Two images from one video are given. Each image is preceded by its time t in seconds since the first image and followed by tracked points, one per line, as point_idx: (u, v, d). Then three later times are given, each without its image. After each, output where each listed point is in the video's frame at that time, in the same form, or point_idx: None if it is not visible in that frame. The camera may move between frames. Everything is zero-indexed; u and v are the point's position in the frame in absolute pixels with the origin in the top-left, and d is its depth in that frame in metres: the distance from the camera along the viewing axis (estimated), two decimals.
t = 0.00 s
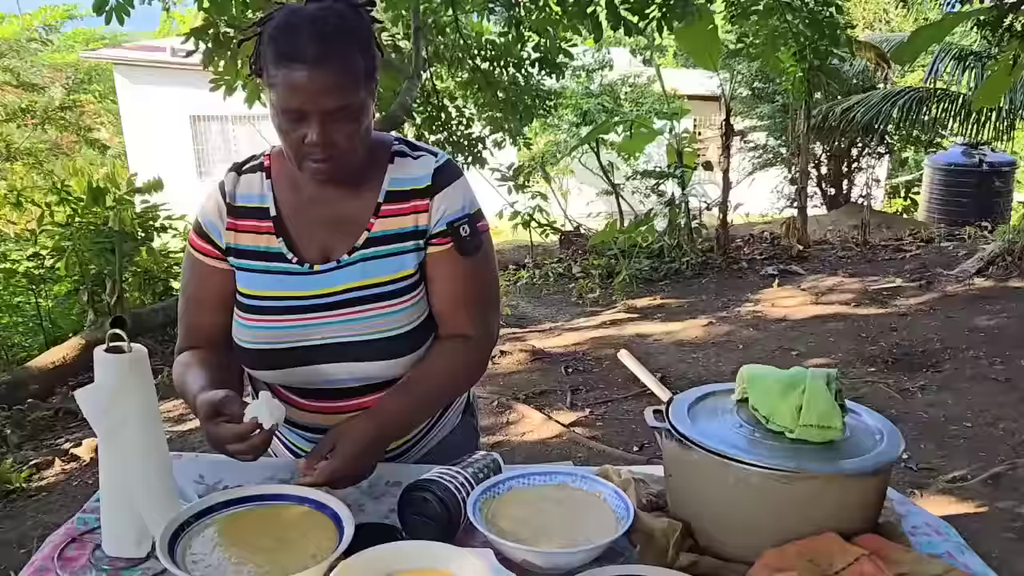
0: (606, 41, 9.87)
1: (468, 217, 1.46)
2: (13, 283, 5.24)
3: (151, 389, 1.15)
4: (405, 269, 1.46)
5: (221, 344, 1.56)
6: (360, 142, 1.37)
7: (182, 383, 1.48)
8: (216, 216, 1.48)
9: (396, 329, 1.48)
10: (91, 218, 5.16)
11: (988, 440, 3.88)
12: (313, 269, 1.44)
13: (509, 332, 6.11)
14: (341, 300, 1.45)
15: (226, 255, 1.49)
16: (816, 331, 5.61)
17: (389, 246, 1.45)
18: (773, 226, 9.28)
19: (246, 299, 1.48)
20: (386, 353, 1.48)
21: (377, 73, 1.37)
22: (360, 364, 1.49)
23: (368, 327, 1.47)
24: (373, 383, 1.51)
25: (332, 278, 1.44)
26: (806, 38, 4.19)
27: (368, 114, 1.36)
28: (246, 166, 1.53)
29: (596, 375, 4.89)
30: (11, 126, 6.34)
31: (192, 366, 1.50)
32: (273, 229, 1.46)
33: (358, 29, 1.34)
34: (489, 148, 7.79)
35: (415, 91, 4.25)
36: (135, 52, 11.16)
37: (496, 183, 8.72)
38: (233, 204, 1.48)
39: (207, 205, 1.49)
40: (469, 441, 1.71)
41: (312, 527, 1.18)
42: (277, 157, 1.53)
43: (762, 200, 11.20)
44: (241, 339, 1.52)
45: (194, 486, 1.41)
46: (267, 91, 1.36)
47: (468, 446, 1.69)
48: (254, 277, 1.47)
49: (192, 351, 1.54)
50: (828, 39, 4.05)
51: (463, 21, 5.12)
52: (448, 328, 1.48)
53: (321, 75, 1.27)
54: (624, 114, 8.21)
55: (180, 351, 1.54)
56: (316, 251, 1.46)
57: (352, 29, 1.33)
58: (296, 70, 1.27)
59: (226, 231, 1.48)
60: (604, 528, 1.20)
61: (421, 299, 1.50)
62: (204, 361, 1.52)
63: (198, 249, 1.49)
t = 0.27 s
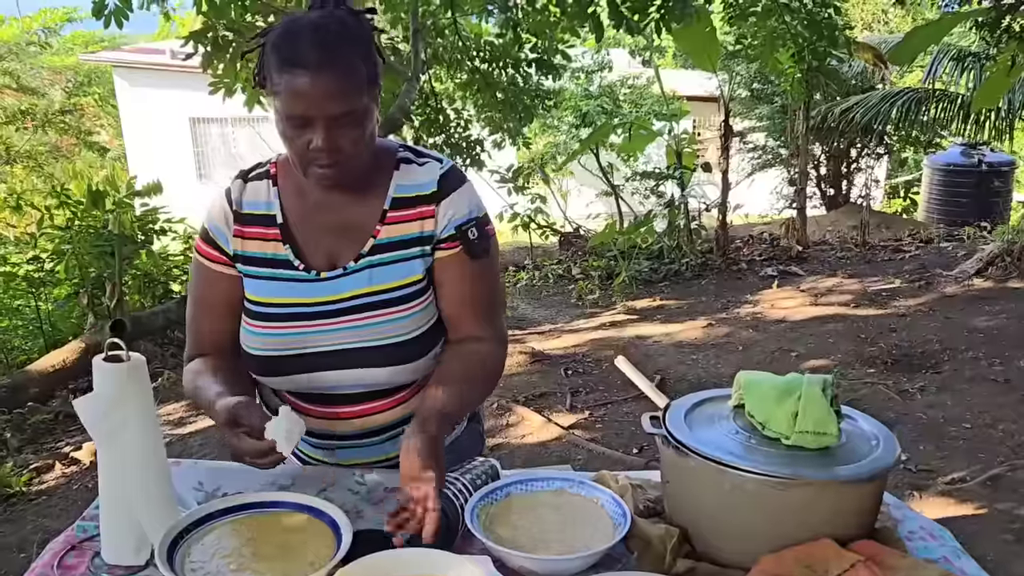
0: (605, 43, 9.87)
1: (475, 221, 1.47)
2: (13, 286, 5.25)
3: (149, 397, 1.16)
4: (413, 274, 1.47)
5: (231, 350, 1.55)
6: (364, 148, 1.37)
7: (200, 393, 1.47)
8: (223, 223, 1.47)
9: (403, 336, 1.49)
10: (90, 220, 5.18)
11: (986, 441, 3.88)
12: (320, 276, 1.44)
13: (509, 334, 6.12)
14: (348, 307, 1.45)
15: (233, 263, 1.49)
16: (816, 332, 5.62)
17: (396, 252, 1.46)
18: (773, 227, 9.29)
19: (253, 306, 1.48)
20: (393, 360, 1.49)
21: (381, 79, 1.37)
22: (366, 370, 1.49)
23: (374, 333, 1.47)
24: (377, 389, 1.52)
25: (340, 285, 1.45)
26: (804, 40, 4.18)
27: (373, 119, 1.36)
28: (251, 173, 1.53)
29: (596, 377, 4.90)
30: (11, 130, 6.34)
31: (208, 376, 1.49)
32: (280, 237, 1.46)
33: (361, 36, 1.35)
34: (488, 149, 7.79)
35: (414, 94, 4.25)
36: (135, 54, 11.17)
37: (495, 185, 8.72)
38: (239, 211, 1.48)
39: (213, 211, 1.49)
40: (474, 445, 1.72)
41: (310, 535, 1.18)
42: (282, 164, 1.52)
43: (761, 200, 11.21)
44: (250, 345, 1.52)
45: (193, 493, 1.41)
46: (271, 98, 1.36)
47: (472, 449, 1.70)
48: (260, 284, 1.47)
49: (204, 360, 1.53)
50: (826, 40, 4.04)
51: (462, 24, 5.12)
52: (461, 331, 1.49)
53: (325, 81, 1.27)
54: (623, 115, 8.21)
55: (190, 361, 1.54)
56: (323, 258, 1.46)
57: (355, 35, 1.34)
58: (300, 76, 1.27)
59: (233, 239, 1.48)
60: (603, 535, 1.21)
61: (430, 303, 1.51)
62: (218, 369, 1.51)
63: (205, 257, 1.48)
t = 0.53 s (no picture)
0: (604, 43, 9.87)
1: (481, 219, 1.47)
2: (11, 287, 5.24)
3: (144, 394, 1.15)
4: (420, 274, 1.47)
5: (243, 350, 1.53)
6: (373, 143, 1.37)
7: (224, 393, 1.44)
8: (234, 219, 1.46)
9: (412, 336, 1.49)
10: (89, 221, 5.17)
11: (986, 441, 3.88)
12: (330, 275, 1.44)
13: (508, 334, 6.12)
14: (357, 306, 1.45)
15: (244, 259, 1.47)
16: (814, 332, 5.62)
17: (404, 252, 1.46)
18: (771, 228, 9.30)
19: (262, 303, 1.48)
20: (402, 359, 1.49)
21: (390, 74, 1.37)
22: (375, 370, 1.49)
23: (383, 332, 1.47)
24: (385, 389, 1.52)
25: (350, 284, 1.45)
26: (802, 40, 4.18)
27: (382, 114, 1.35)
28: (261, 169, 1.53)
29: (595, 377, 4.90)
30: (9, 130, 6.33)
31: (228, 376, 1.46)
32: (290, 234, 1.46)
33: (370, 30, 1.34)
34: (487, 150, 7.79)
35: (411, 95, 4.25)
36: (134, 55, 11.16)
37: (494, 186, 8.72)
38: (249, 208, 1.48)
39: (222, 206, 1.48)
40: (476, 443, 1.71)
41: (307, 533, 1.18)
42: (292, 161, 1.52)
43: (760, 201, 11.21)
44: (261, 342, 1.50)
45: (191, 491, 1.41)
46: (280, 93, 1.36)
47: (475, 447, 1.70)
48: (269, 281, 1.46)
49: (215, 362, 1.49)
50: (825, 41, 4.03)
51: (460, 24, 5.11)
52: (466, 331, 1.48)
53: (334, 74, 1.27)
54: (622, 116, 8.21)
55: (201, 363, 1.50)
56: (332, 256, 1.46)
57: (364, 29, 1.33)
58: (309, 69, 1.27)
59: (243, 235, 1.46)
60: (602, 532, 1.20)
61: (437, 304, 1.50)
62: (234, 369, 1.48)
63: (216, 252, 1.46)
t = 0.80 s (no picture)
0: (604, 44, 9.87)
1: (497, 218, 1.48)
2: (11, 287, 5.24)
3: (147, 390, 1.16)
4: (438, 273, 1.48)
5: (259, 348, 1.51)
6: (390, 142, 1.37)
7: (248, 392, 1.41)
8: (249, 214, 1.44)
9: (429, 335, 1.50)
10: (90, 221, 5.19)
11: (985, 440, 3.89)
12: (349, 273, 1.44)
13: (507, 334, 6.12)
14: (378, 305, 1.45)
15: (262, 254, 1.46)
16: (814, 332, 5.62)
17: (422, 251, 1.47)
18: (771, 228, 9.30)
19: (281, 299, 1.47)
20: (418, 359, 1.50)
21: (406, 73, 1.38)
22: (391, 369, 1.49)
23: (401, 331, 1.48)
24: (398, 388, 1.52)
25: (370, 282, 1.45)
26: (802, 40, 4.18)
27: (399, 113, 1.36)
28: (274, 165, 1.51)
29: (595, 377, 4.90)
30: (10, 130, 6.33)
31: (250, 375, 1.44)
32: (307, 230, 1.45)
33: (387, 29, 1.35)
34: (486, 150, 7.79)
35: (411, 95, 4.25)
36: (134, 55, 11.17)
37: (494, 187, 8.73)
38: (265, 204, 1.46)
39: (235, 201, 1.46)
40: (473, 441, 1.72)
41: (309, 530, 1.18)
42: (306, 158, 1.52)
43: (760, 201, 11.22)
44: (277, 337, 1.49)
45: (192, 488, 1.41)
46: (297, 91, 1.35)
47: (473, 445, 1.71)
48: (286, 277, 1.45)
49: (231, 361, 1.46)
50: (825, 41, 4.03)
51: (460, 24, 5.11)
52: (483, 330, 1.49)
53: (352, 72, 1.27)
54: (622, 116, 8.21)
55: (215, 364, 1.47)
56: (349, 254, 1.46)
57: (380, 29, 1.34)
58: (327, 67, 1.28)
59: (260, 230, 1.45)
60: (602, 529, 1.21)
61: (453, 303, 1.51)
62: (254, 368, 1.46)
63: (230, 248, 1.44)
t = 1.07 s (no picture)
0: (604, 45, 9.88)
1: (516, 221, 1.52)
2: (11, 288, 5.25)
3: (149, 391, 1.16)
4: (460, 273, 1.50)
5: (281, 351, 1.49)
6: (409, 142, 1.37)
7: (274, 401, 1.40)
8: (268, 214, 1.43)
9: (449, 336, 1.50)
10: (90, 222, 5.18)
11: (986, 442, 3.88)
12: (373, 272, 1.43)
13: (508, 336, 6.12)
14: (402, 304, 1.45)
15: (282, 254, 1.44)
16: (814, 334, 5.62)
17: (445, 251, 1.48)
18: (771, 230, 9.30)
19: (302, 298, 1.45)
20: (439, 359, 1.51)
21: (423, 75, 1.38)
22: (411, 370, 1.49)
23: (424, 331, 1.48)
24: (416, 389, 1.52)
25: (395, 282, 1.44)
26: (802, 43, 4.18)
27: (417, 113, 1.36)
28: (289, 165, 1.50)
29: (595, 379, 4.90)
30: (10, 130, 6.34)
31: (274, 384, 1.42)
32: (329, 230, 1.44)
33: (405, 30, 1.35)
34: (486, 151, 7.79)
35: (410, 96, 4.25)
36: (134, 57, 11.18)
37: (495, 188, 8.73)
38: (285, 205, 1.44)
39: (251, 201, 1.44)
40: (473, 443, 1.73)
41: (310, 531, 1.18)
42: (321, 158, 1.51)
43: (761, 203, 11.22)
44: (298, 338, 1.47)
45: (194, 489, 1.41)
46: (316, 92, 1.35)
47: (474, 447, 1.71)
48: (306, 276, 1.44)
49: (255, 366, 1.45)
50: (825, 43, 4.03)
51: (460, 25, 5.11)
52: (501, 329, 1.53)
53: (373, 72, 1.27)
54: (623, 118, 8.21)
55: (239, 370, 1.45)
56: (371, 254, 1.45)
57: (398, 30, 1.34)
58: (349, 67, 1.28)
59: (279, 230, 1.43)
60: (603, 531, 1.21)
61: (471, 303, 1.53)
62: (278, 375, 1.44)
63: (249, 250, 1.41)
